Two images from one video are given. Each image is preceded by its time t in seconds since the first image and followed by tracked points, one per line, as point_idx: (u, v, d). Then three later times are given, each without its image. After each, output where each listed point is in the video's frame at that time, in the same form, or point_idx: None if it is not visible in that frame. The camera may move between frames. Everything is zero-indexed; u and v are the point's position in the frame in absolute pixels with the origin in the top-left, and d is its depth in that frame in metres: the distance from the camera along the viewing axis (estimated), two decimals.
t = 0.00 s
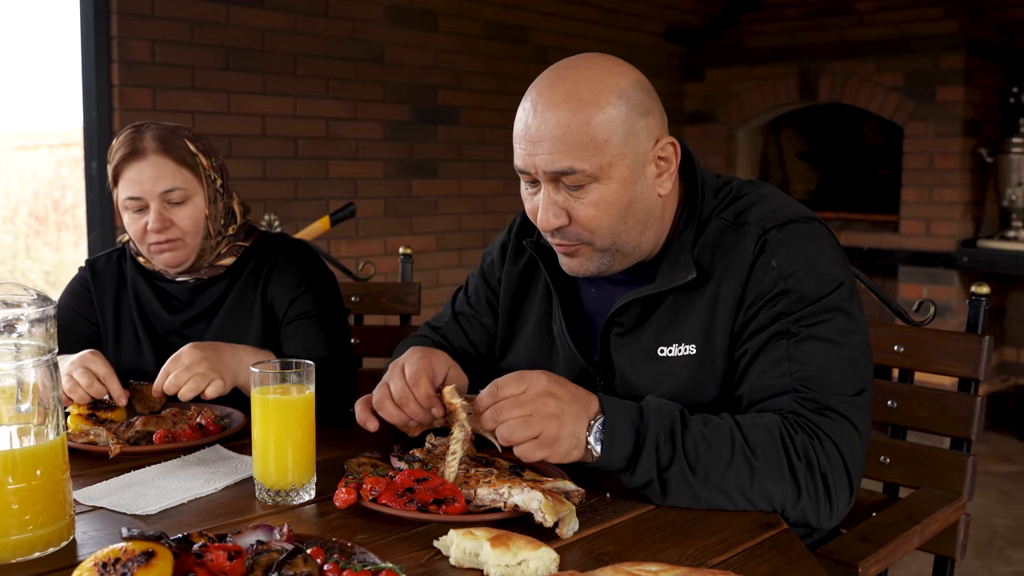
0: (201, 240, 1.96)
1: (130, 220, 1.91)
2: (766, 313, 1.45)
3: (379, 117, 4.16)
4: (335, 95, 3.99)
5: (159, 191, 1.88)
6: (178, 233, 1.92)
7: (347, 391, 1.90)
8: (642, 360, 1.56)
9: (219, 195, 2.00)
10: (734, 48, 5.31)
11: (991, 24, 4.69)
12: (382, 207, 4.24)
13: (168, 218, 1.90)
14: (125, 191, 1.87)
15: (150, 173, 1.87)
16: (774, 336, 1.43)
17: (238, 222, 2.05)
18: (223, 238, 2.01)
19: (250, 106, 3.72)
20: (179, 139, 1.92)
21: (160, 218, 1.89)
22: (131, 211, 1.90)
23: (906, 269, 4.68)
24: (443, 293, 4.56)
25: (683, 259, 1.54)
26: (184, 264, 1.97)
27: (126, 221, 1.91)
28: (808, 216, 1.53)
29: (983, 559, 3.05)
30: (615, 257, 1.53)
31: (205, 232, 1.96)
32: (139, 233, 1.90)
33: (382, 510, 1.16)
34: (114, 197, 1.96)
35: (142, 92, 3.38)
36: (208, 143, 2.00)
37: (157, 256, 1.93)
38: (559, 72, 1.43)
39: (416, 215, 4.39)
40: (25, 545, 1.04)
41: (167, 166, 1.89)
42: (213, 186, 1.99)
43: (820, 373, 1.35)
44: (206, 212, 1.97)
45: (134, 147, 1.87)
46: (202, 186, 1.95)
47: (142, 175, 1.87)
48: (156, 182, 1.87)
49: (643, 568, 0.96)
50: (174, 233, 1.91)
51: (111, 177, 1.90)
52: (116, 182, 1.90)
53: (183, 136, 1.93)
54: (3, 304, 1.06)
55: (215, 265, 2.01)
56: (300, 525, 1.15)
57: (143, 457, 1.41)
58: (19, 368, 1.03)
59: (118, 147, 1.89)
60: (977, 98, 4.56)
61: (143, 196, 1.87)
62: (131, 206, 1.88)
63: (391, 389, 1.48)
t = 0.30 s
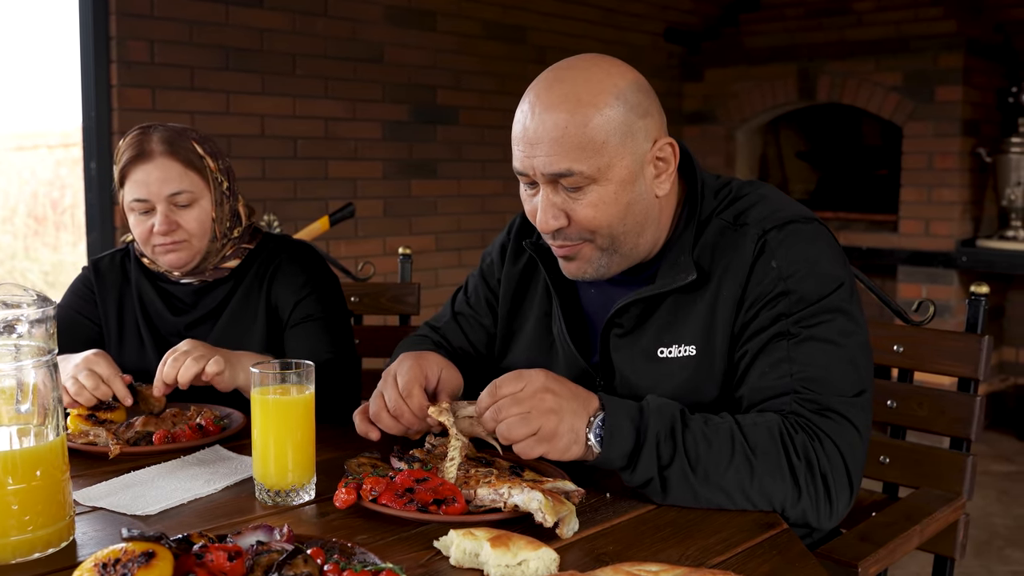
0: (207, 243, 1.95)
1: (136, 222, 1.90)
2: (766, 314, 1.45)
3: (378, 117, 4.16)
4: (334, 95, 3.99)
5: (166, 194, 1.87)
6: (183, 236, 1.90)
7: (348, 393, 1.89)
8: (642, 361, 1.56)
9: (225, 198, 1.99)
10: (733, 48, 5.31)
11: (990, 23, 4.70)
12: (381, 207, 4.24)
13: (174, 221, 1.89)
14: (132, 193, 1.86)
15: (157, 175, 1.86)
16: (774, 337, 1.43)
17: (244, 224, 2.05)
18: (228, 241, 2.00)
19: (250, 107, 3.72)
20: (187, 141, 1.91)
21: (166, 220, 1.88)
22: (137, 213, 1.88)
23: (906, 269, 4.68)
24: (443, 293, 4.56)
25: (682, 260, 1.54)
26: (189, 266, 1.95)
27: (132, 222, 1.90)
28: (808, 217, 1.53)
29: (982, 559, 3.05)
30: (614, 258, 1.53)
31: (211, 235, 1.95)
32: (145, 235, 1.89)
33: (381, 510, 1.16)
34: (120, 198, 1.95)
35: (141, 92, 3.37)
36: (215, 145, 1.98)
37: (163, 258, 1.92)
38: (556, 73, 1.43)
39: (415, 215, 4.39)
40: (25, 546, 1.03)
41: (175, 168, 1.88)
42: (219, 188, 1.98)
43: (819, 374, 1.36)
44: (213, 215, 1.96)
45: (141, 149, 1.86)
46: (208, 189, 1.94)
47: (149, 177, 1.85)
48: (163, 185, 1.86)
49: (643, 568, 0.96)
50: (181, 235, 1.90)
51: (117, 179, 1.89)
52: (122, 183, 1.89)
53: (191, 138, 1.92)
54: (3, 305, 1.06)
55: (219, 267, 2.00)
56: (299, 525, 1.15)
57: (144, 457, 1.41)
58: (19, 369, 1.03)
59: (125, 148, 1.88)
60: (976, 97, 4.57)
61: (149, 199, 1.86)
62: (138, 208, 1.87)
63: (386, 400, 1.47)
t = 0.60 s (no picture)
0: (208, 243, 1.94)
1: (136, 222, 1.89)
2: (767, 315, 1.45)
3: (378, 117, 4.16)
4: (334, 95, 3.99)
5: (167, 195, 1.86)
6: (184, 237, 1.90)
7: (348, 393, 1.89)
8: (642, 361, 1.56)
9: (226, 199, 1.99)
10: (732, 48, 5.31)
11: (989, 23, 4.70)
12: (381, 207, 4.24)
13: (175, 222, 1.89)
14: (132, 194, 1.86)
15: (157, 176, 1.86)
16: (775, 338, 1.43)
17: (244, 225, 2.04)
18: (229, 241, 2.00)
19: (249, 107, 3.72)
20: (188, 142, 1.90)
21: (166, 221, 1.88)
22: (137, 214, 1.88)
23: (905, 269, 4.68)
24: (442, 293, 4.57)
25: (682, 261, 1.54)
26: (189, 267, 1.95)
27: (132, 223, 1.90)
28: (808, 217, 1.53)
29: (981, 558, 3.05)
30: (614, 257, 1.53)
31: (212, 236, 1.95)
32: (145, 235, 1.89)
33: (381, 510, 1.16)
34: (121, 198, 1.95)
35: (140, 92, 3.38)
36: (215, 146, 1.98)
37: (163, 258, 1.92)
38: (555, 74, 1.43)
39: (414, 215, 4.39)
40: (24, 546, 1.03)
41: (175, 169, 1.88)
42: (220, 190, 1.98)
43: (820, 375, 1.36)
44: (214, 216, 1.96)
45: (141, 150, 1.85)
46: (209, 190, 1.94)
47: (149, 178, 1.85)
48: (163, 186, 1.86)
49: (642, 568, 0.96)
50: (181, 236, 1.89)
51: (118, 179, 1.89)
52: (122, 184, 1.88)
53: (192, 139, 1.92)
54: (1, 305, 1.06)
55: (219, 268, 2.00)
56: (299, 525, 1.15)
57: (143, 457, 1.41)
58: (18, 369, 1.03)
59: (126, 149, 1.88)
60: (975, 97, 4.57)
61: (150, 200, 1.86)
62: (138, 208, 1.87)
63: (383, 404, 1.46)
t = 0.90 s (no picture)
0: (207, 244, 1.94)
1: (135, 223, 1.89)
2: (768, 317, 1.45)
3: (376, 117, 4.16)
4: (332, 95, 3.99)
5: (165, 196, 1.86)
6: (182, 237, 1.90)
7: (347, 393, 1.89)
8: (639, 361, 1.57)
9: (224, 199, 1.98)
10: (731, 48, 5.32)
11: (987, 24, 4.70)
12: (379, 207, 4.24)
13: (174, 222, 1.89)
14: (131, 194, 1.86)
15: (156, 177, 1.85)
16: (776, 339, 1.43)
17: (242, 226, 2.04)
18: (227, 242, 2.00)
19: (248, 106, 3.72)
20: (185, 143, 1.90)
21: (165, 221, 1.88)
22: (136, 215, 1.88)
23: (903, 269, 4.69)
24: (441, 293, 4.56)
25: (682, 262, 1.54)
26: (188, 267, 1.95)
27: (131, 224, 1.89)
28: (807, 218, 1.53)
29: (979, 558, 3.06)
30: (610, 259, 1.53)
31: (211, 237, 1.95)
32: (144, 236, 1.89)
33: (379, 510, 1.16)
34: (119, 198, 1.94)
35: (139, 91, 3.37)
36: (214, 147, 1.98)
37: (161, 259, 1.92)
38: (551, 75, 1.43)
39: (413, 215, 4.39)
40: (22, 546, 1.03)
41: (173, 170, 1.87)
42: (219, 190, 1.98)
43: (822, 378, 1.36)
44: (212, 217, 1.95)
45: (139, 150, 1.85)
46: (207, 190, 1.93)
47: (148, 178, 1.85)
48: (162, 187, 1.85)
49: (640, 568, 0.96)
50: (180, 237, 1.89)
51: (116, 180, 1.88)
52: (120, 184, 1.88)
53: (190, 139, 1.91)
54: None
55: (218, 268, 2.00)
56: (296, 525, 1.15)
57: (141, 457, 1.41)
58: (16, 369, 1.03)
59: (125, 149, 1.87)
60: (973, 98, 4.58)
61: (148, 200, 1.85)
62: (137, 209, 1.87)
63: (379, 412, 1.43)
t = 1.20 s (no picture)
0: (206, 244, 1.94)
1: (134, 223, 1.89)
2: (764, 316, 1.45)
3: (374, 117, 4.16)
4: (331, 94, 3.99)
5: (164, 196, 1.86)
6: (181, 238, 1.90)
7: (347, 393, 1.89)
8: (636, 361, 1.57)
9: (224, 200, 1.98)
10: (730, 48, 5.32)
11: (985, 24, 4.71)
12: (378, 207, 4.24)
13: (173, 223, 1.88)
14: (130, 194, 1.85)
15: (155, 178, 1.85)
16: (772, 338, 1.43)
17: (241, 226, 2.04)
18: (226, 242, 2.00)
19: (246, 106, 3.71)
20: (184, 143, 1.90)
21: (164, 222, 1.88)
22: (135, 215, 1.88)
23: (902, 269, 4.69)
24: (439, 293, 4.56)
25: (678, 261, 1.53)
26: (186, 267, 1.95)
27: (130, 224, 1.89)
28: (803, 218, 1.53)
29: (978, 558, 3.06)
30: (607, 260, 1.53)
31: (209, 237, 1.95)
32: (143, 236, 1.88)
33: (378, 510, 1.16)
34: (118, 198, 1.94)
35: (137, 91, 3.37)
36: (213, 147, 1.98)
37: (160, 259, 1.92)
38: (545, 76, 1.43)
39: (411, 214, 4.38)
40: (20, 546, 1.03)
41: (173, 170, 1.87)
42: (218, 190, 1.97)
43: (820, 376, 1.36)
44: (212, 217, 1.95)
45: (138, 151, 1.85)
46: (206, 190, 1.93)
47: (147, 179, 1.85)
48: (161, 187, 1.85)
49: (639, 568, 0.96)
50: (179, 237, 1.89)
51: (115, 180, 1.88)
52: (119, 184, 1.88)
53: (189, 140, 1.91)
54: None
55: (217, 268, 2.00)
56: (295, 525, 1.15)
57: (139, 456, 1.41)
58: (14, 368, 1.03)
59: (124, 149, 1.87)
60: (972, 98, 4.58)
61: (147, 200, 1.85)
62: (136, 209, 1.87)
63: (380, 405, 1.46)
